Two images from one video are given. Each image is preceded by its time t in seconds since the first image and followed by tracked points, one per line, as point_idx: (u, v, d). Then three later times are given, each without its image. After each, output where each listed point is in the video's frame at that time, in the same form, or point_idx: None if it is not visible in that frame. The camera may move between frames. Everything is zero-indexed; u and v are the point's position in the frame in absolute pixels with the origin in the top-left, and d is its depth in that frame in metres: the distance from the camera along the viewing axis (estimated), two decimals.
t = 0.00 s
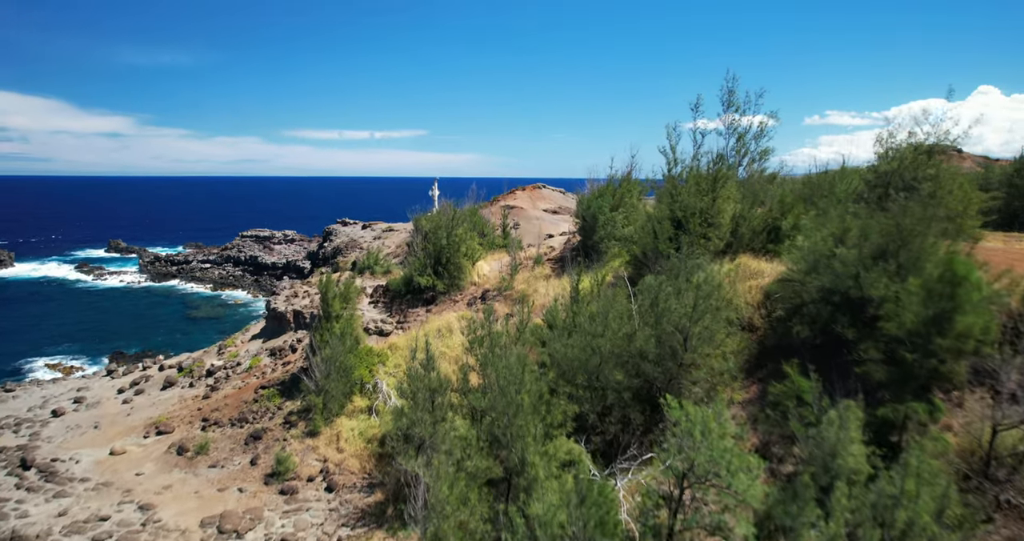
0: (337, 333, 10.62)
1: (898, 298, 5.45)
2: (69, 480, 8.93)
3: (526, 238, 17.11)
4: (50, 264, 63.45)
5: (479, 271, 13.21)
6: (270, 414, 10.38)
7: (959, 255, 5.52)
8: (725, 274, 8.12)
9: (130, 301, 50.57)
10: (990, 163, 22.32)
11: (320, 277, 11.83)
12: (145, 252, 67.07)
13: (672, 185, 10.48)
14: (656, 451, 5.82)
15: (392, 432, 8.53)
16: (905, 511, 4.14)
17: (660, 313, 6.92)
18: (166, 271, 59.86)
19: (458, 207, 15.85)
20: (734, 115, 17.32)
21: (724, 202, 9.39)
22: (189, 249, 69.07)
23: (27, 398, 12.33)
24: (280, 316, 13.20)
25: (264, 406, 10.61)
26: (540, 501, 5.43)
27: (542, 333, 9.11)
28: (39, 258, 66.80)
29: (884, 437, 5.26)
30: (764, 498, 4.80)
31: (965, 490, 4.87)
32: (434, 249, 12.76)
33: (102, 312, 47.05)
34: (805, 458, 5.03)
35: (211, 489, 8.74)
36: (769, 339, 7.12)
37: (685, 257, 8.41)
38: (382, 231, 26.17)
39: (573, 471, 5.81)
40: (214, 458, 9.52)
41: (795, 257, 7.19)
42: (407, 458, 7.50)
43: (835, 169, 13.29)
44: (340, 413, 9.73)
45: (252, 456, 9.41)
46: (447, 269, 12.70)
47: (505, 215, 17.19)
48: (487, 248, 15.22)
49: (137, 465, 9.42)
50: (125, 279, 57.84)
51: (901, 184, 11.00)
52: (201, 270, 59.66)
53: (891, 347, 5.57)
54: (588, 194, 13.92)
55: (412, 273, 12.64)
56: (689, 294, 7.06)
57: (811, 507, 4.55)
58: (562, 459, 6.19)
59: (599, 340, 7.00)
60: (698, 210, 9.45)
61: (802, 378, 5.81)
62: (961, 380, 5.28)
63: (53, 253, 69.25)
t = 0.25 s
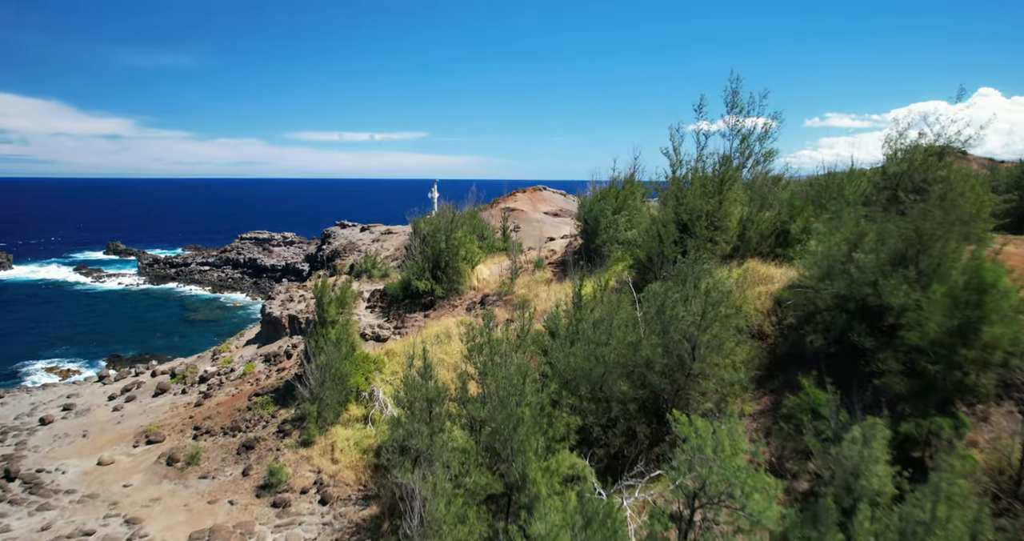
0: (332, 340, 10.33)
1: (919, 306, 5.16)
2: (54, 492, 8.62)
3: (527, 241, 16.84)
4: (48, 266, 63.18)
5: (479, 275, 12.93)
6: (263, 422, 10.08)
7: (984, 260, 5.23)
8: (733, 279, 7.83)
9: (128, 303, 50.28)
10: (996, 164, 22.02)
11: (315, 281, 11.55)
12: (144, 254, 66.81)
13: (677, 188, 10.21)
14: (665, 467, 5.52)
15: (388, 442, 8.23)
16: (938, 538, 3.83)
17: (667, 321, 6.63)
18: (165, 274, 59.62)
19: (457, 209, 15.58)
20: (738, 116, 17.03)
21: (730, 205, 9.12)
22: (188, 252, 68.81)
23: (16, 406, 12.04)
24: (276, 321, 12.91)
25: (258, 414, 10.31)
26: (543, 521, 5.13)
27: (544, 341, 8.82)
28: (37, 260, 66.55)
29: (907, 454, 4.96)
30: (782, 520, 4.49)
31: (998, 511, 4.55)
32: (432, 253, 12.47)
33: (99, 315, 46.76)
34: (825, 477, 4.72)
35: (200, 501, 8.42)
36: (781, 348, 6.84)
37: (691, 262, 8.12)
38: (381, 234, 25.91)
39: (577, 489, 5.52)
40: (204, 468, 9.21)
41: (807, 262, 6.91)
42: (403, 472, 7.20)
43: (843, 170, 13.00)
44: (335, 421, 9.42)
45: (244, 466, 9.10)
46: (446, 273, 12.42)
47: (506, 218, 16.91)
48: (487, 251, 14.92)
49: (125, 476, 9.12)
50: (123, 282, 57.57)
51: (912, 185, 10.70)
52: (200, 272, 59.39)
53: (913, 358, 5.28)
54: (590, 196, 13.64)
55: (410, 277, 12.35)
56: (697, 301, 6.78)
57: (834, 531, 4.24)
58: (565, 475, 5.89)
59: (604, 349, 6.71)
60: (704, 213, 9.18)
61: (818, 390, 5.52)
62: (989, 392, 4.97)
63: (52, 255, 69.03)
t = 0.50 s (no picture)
0: (327, 346, 10.04)
1: (944, 314, 4.86)
2: (38, 504, 8.32)
3: (528, 243, 16.57)
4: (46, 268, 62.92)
5: (478, 278, 12.66)
6: (256, 430, 9.79)
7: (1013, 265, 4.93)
8: (742, 284, 7.53)
9: (126, 304, 50.03)
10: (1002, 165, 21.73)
11: (310, 285, 11.25)
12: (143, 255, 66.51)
13: (682, 189, 9.93)
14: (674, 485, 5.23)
15: (384, 453, 7.93)
16: None
17: (674, 328, 6.34)
18: (163, 275, 59.37)
19: (456, 211, 15.31)
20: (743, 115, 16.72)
21: (738, 207, 8.84)
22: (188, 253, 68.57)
23: (5, 412, 11.75)
24: (270, 325, 12.63)
25: (251, 422, 10.02)
26: None
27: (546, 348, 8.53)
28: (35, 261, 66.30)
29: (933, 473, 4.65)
30: None
31: None
32: (430, 255, 12.18)
33: (97, 316, 46.48)
34: (847, 497, 4.41)
35: (189, 513, 8.10)
36: (794, 357, 6.55)
37: (698, 266, 7.84)
38: (380, 235, 25.66)
39: (581, 508, 5.23)
40: (194, 478, 8.90)
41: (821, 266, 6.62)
42: (399, 485, 6.90)
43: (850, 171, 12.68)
44: (329, 430, 9.12)
45: (235, 477, 8.79)
46: (445, 276, 12.14)
47: (506, 219, 16.64)
48: (487, 254, 14.63)
49: (112, 487, 8.81)
50: (121, 283, 57.29)
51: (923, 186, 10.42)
52: (198, 274, 59.13)
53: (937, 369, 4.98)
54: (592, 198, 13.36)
55: (408, 281, 12.06)
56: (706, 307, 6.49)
57: None
58: (568, 492, 5.60)
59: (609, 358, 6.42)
60: (711, 215, 8.87)
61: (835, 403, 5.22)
62: (1020, 406, 4.67)
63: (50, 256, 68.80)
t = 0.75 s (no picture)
0: (321, 351, 9.74)
1: (973, 322, 4.56)
2: (20, 516, 7.98)
3: (528, 245, 16.28)
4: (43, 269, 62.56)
5: (478, 281, 12.38)
6: (248, 439, 9.48)
7: None
8: (752, 288, 7.23)
9: (124, 306, 49.71)
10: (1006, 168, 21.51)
11: (305, 289, 10.97)
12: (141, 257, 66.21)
13: (687, 190, 9.64)
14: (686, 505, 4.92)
15: (380, 463, 7.61)
16: None
17: (683, 336, 6.05)
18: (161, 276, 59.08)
19: (455, 212, 15.03)
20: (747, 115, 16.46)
21: (745, 208, 8.55)
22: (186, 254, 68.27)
23: None
24: (265, 329, 12.33)
25: (243, 429, 9.71)
26: None
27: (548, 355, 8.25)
28: (32, 262, 65.94)
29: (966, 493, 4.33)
30: None
31: None
32: (428, 258, 11.89)
33: (93, 318, 46.13)
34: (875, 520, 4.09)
35: (176, 525, 7.73)
36: (808, 365, 6.24)
37: (706, 270, 7.55)
38: (378, 237, 25.37)
39: (587, 529, 4.92)
40: (183, 488, 8.56)
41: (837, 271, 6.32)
42: (394, 499, 6.58)
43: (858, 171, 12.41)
44: (323, 439, 8.80)
45: (226, 488, 8.45)
46: (443, 279, 11.86)
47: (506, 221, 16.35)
48: (486, 256, 14.34)
49: (98, 498, 8.47)
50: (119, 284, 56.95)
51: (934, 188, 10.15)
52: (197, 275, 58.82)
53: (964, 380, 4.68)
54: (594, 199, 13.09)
55: (405, 284, 11.78)
56: (717, 315, 6.19)
57: None
58: (573, 511, 5.28)
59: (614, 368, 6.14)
60: (717, 217, 8.59)
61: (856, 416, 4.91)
62: None
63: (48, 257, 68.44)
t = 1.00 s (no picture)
0: (315, 357, 9.43)
1: (1006, 329, 4.24)
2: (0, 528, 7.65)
3: (529, 246, 16.00)
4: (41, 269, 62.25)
5: (477, 284, 12.10)
6: (240, 447, 9.18)
7: None
8: (763, 293, 6.93)
9: (122, 307, 49.40)
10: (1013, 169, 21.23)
11: (297, 291, 10.63)
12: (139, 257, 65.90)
13: (693, 190, 9.35)
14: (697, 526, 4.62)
15: (374, 475, 7.28)
16: None
17: (693, 344, 5.75)
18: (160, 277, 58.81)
19: (454, 213, 14.73)
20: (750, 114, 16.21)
21: (754, 209, 8.25)
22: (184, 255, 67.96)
23: None
24: (259, 333, 12.03)
25: (235, 437, 9.41)
26: None
27: (550, 362, 7.95)
28: (30, 262, 65.60)
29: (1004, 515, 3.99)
30: None
31: None
32: (426, 260, 11.60)
33: (91, 319, 45.81)
34: None
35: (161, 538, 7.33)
36: (822, 375, 5.93)
37: (714, 274, 7.26)
38: (377, 238, 25.10)
39: None
40: (171, 499, 8.22)
41: (854, 276, 6.01)
42: (390, 514, 6.26)
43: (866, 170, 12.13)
44: (316, 449, 8.48)
45: (215, 499, 8.08)
46: (442, 282, 11.57)
47: (505, 222, 16.07)
48: (486, 258, 14.05)
49: (82, 508, 8.13)
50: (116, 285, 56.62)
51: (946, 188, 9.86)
52: (195, 276, 58.53)
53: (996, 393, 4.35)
54: (596, 200, 12.81)
55: (402, 286, 11.48)
56: (726, 321, 5.89)
57: None
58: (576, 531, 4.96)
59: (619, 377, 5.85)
60: (725, 218, 8.31)
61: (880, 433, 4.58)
62: None
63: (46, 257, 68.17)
